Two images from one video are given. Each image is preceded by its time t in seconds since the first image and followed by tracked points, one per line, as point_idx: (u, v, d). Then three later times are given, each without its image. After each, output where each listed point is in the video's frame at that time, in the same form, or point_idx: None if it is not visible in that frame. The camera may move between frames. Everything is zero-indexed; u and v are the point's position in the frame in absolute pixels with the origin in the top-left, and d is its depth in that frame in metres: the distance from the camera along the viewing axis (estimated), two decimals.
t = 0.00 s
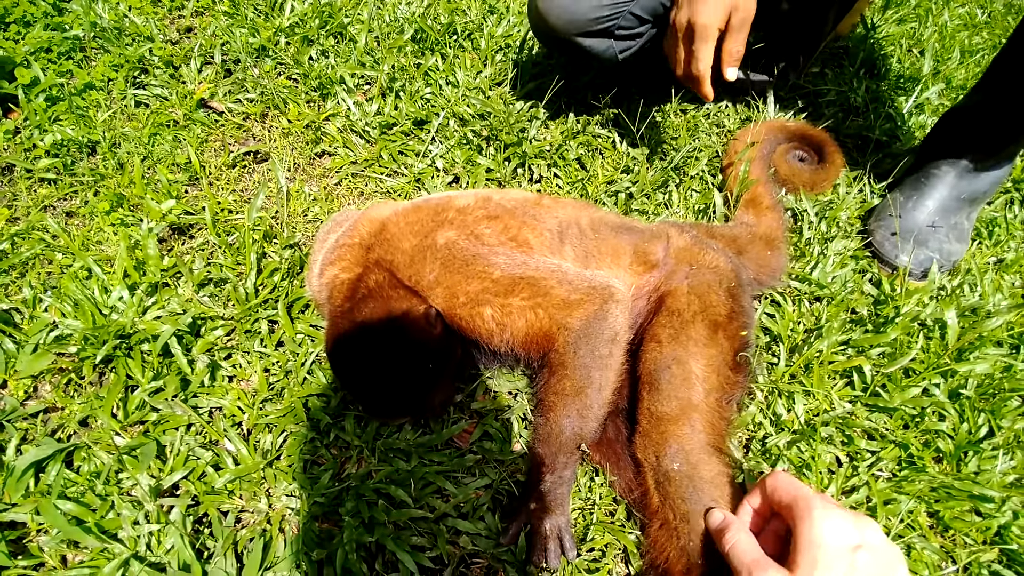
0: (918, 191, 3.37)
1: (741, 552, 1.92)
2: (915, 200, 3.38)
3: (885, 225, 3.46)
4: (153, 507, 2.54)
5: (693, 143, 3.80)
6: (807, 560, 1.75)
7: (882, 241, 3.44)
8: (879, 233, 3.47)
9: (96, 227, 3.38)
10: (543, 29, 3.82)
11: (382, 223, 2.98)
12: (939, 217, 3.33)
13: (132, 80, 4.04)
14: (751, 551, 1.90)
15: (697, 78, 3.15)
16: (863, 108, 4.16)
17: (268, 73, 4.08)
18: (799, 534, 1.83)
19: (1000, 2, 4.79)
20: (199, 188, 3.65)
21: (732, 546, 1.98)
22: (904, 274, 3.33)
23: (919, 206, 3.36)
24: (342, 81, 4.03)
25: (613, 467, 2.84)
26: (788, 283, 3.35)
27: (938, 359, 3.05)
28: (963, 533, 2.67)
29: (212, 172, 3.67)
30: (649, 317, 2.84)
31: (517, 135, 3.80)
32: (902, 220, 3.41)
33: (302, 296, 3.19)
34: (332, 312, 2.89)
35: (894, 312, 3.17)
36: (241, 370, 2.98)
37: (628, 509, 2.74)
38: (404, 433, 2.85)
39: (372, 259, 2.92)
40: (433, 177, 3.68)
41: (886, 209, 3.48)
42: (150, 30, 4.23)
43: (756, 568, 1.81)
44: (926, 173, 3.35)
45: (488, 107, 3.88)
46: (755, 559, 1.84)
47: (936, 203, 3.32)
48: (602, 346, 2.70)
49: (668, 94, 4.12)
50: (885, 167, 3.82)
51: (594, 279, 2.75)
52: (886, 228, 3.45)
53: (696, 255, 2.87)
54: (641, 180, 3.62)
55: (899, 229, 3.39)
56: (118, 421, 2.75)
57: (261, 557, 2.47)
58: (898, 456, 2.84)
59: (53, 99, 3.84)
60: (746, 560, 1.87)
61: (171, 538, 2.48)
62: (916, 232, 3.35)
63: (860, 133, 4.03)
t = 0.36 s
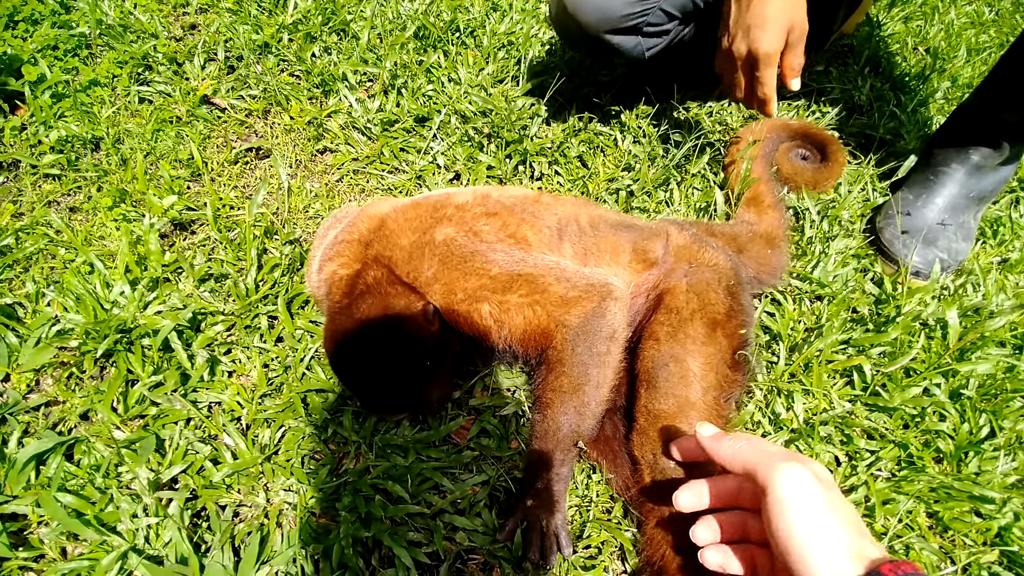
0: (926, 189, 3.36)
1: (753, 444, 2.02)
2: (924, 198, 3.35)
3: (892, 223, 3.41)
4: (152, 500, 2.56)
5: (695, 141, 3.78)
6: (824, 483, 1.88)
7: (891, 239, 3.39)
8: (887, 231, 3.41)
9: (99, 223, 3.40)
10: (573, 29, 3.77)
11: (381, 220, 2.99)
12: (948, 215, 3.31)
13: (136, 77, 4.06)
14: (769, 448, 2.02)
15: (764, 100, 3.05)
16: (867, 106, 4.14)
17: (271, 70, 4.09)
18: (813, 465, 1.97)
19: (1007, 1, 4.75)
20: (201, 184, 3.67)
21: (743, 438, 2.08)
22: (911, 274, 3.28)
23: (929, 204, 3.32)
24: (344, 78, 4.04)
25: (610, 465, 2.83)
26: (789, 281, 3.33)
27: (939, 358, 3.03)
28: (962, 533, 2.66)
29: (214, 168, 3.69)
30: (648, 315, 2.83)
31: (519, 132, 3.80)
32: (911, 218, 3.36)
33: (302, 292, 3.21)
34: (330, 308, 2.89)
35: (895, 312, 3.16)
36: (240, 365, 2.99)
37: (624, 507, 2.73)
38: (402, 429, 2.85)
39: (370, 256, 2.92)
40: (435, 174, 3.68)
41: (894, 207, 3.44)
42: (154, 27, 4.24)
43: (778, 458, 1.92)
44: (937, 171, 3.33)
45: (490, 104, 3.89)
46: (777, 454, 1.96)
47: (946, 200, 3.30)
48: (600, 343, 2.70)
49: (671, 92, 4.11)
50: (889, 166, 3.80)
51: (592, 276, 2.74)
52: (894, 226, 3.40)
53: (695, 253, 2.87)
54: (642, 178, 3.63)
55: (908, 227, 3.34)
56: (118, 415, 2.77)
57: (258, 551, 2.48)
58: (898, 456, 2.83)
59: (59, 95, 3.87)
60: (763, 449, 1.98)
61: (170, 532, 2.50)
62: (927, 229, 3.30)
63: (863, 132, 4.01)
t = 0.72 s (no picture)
0: (925, 186, 3.29)
1: (739, 482, 1.98)
2: (922, 196, 3.29)
3: (894, 223, 3.37)
4: (143, 498, 2.50)
5: (699, 134, 3.71)
6: (815, 508, 1.84)
7: (892, 239, 3.35)
8: (888, 231, 3.38)
9: (91, 213, 3.33)
10: None
11: (379, 211, 2.92)
12: (948, 212, 3.25)
13: (130, 65, 3.97)
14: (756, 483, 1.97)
15: (714, 60, 2.99)
16: (873, 100, 4.07)
17: (267, 58, 4.02)
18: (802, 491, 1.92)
19: None
20: (196, 174, 3.60)
21: (729, 476, 2.04)
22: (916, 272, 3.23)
23: (928, 202, 3.27)
24: (342, 67, 3.96)
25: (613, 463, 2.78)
26: (794, 277, 3.27)
27: (947, 356, 2.98)
28: (971, 534, 2.60)
29: (209, 158, 3.62)
30: (652, 311, 2.78)
31: (520, 123, 3.73)
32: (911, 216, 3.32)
33: (298, 284, 3.13)
34: (327, 302, 2.83)
35: (902, 308, 3.10)
36: (235, 359, 2.93)
37: (627, 507, 2.69)
38: (400, 426, 2.80)
39: (368, 248, 2.85)
40: (434, 166, 3.61)
41: (893, 206, 3.40)
42: (149, 15, 4.15)
43: (764, 489, 1.87)
44: (934, 168, 3.27)
45: (491, 95, 3.81)
46: (763, 486, 1.91)
47: (944, 197, 3.24)
48: (603, 339, 2.64)
49: (675, 83, 4.03)
50: (896, 158, 3.74)
51: (595, 271, 2.68)
52: (895, 226, 3.36)
53: (700, 248, 2.81)
54: (646, 171, 3.56)
55: (910, 226, 3.30)
56: (109, 411, 2.70)
57: (252, 550, 2.42)
58: (905, 455, 2.78)
59: (52, 84, 3.80)
60: (748, 484, 1.94)
61: (161, 530, 2.44)
62: (927, 228, 3.25)
63: (870, 125, 3.95)
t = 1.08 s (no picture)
0: (922, 180, 3.32)
1: (739, 498, 1.98)
2: (920, 190, 3.31)
3: (893, 217, 3.37)
4: (143, 496, 2.49)
5: (698, 130, 3.71)
6: (818, 518, 1.85)
7: (891, 233, 3.35)
8: (886, 225, 3.38)
9: (87, 210, 3.31)
10: None
11: (378, 208, 2.91)
12: (945, 206, 3.27)
13: (126, 61, 3.94)
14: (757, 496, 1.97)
15: (722, 43, 3.02)
16: (871, 96, 4.07)
17: (264, 54, 3.99)
18: (802, 502, 1.94)
19: None
20: (193, 170, 3.58)
21: (728, 492, 2.04)
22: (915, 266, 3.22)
23: (926, 194, 3.29)
24: (339, 63, 3.94)
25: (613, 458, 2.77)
26: (794, 273, 3.27)
27: (946, 351, 2.98)
28: (970, 529, 2.62)
29: (206, 155, 3.60)
30: (652, 306, 2.77)
31: (519, 120, 3.72)
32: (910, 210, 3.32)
33: (297, 281, 3.11)
34: (326, 299, 2.81)
35: (901, 304, 3.11)
36: (234, 356, 2.91)
37: (627, 502, 2.69)
38: (400, 422, 2.79)
39: (367, 245, 2.83)
40: (433, 162, 3.60)
41: (891, 200, 3.41)
42: (144, 10, 4.12)
43: (766, 502, 1.88)
44: (932, 162, 3.28)
45: (489, 90, 3.80)
46: (765, 500, 1.92)
47: (943, 190, 3.25)
48: (603, 335, 2.63)
49: (673, 79, 4.01)
50: (894, 153, 3.74)
51: (596, 267, 2.67)
52: (894, 220, 3.37)
53: (701, 243, 2.81)
54: (645, 167, 3.55)
55: (909, 220, 3.30)
56: (107, 408, 2.69)
57: (253, 547, 2.42)
58: (904, 450, 2.79)
59: (48, 80, 3.77)
60: (749, 500, 1.94)
61: (160, 528, 2.43)
62: (926, 221, 3.26)
63: (868, 121, 3.95)
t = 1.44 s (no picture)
0: (917, 177, 3.33)
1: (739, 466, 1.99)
2: (915, 188, 3.32)
3: (889, 216, 3.39)
4: (141, 495, 2.49)
5: (695, 128, 3.72)
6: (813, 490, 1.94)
7: (887, 232, 3.38)
8: (882, 224, 3.40)
9: (84, 209, 3.31)
10: None
11: (376, 206, 2.91)
12: (940, 204, 3.28)
13: (122, 60, 3.93)
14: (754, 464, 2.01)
15: (730, 54, 3.03)
16: (866, 94, 4.09)
17: (260, 53, 3.99)
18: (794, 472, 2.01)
19: None
20: (190, 169, 3.57)
21: (726, 459, 2.03)
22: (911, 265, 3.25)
23: (921, 193, 3.30)
24: (336, 61, 3.94)
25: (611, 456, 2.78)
26: (790, 271, 3.29)
27: (940, 349, 3.00)
28: (964, 524, 2.64)
29: (202, 154, 3.59)
30: (649, 304, 2.79)
31: (516, 118, 3.73)
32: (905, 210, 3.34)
33: (295, 280, 3.11)
34: (324, 298, 2.81)
35: (896, 301, 3.13)
36: (232, 356, 2.92)
37: (625, 499, 2.69)
38: (398, 421, 2.79)
39: (365, 244, 2.84)
40: (430, 160, 3.61)
41: (887, 198, 3.43)
42: (140, 8, 4.11)
43: (768, 472, 1.93)
44: (926, 160, 3.30)
45: (486, 89, 3.81)
46: (764, 469, 1.96)
47: (937, 189, 3.27)
48: (600, 333, 2.64)
49: (669, 79, 4.02)
50: (889, 151, 3.76)
51: (593, 265, 2.68)
52: (890, 219, 3.39)
53: (698, 241, 2.82)
54: (641, 166, 3.57)
55: (904, 219, 3.32)
56: (105, 407, 2.69)
57: (252, 546, 2.43)
58: (899, 447, 2.81)
59: (45, 80, 3.77)
60: (750, 467, 1.97)
61: (160, 527, 2.43)
62: (921, 221, 3.28)
63: (863, 120, 3.97)
